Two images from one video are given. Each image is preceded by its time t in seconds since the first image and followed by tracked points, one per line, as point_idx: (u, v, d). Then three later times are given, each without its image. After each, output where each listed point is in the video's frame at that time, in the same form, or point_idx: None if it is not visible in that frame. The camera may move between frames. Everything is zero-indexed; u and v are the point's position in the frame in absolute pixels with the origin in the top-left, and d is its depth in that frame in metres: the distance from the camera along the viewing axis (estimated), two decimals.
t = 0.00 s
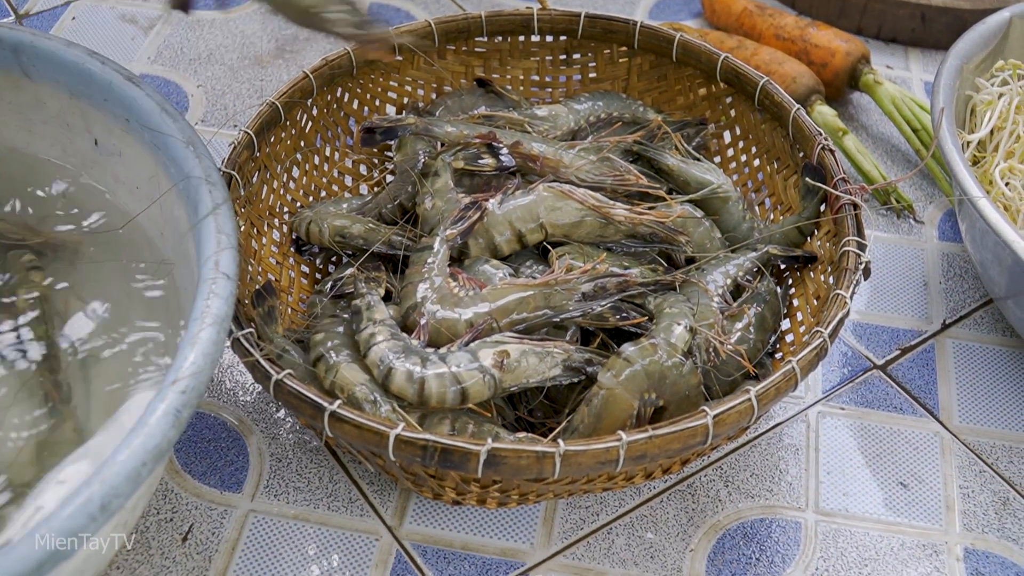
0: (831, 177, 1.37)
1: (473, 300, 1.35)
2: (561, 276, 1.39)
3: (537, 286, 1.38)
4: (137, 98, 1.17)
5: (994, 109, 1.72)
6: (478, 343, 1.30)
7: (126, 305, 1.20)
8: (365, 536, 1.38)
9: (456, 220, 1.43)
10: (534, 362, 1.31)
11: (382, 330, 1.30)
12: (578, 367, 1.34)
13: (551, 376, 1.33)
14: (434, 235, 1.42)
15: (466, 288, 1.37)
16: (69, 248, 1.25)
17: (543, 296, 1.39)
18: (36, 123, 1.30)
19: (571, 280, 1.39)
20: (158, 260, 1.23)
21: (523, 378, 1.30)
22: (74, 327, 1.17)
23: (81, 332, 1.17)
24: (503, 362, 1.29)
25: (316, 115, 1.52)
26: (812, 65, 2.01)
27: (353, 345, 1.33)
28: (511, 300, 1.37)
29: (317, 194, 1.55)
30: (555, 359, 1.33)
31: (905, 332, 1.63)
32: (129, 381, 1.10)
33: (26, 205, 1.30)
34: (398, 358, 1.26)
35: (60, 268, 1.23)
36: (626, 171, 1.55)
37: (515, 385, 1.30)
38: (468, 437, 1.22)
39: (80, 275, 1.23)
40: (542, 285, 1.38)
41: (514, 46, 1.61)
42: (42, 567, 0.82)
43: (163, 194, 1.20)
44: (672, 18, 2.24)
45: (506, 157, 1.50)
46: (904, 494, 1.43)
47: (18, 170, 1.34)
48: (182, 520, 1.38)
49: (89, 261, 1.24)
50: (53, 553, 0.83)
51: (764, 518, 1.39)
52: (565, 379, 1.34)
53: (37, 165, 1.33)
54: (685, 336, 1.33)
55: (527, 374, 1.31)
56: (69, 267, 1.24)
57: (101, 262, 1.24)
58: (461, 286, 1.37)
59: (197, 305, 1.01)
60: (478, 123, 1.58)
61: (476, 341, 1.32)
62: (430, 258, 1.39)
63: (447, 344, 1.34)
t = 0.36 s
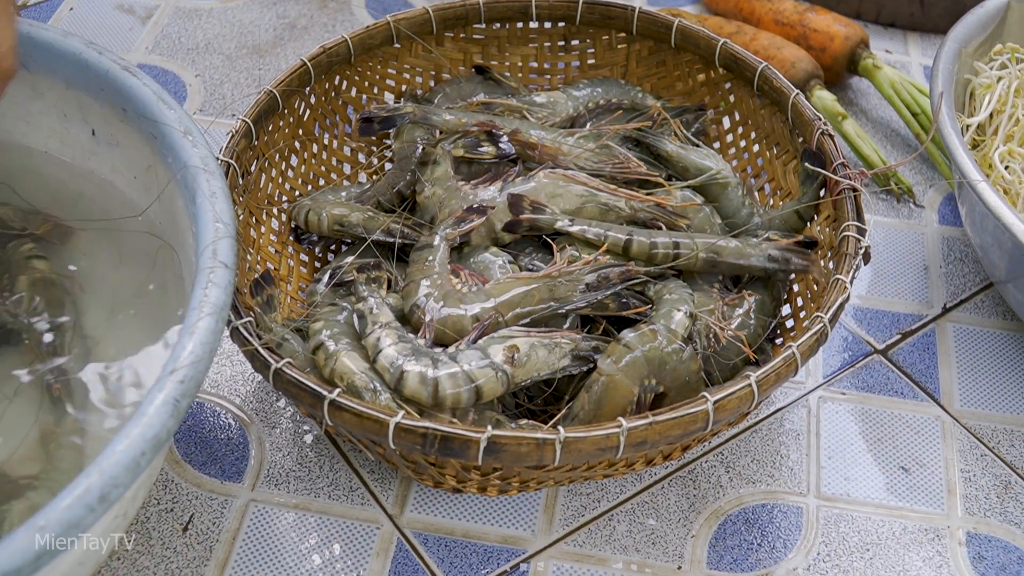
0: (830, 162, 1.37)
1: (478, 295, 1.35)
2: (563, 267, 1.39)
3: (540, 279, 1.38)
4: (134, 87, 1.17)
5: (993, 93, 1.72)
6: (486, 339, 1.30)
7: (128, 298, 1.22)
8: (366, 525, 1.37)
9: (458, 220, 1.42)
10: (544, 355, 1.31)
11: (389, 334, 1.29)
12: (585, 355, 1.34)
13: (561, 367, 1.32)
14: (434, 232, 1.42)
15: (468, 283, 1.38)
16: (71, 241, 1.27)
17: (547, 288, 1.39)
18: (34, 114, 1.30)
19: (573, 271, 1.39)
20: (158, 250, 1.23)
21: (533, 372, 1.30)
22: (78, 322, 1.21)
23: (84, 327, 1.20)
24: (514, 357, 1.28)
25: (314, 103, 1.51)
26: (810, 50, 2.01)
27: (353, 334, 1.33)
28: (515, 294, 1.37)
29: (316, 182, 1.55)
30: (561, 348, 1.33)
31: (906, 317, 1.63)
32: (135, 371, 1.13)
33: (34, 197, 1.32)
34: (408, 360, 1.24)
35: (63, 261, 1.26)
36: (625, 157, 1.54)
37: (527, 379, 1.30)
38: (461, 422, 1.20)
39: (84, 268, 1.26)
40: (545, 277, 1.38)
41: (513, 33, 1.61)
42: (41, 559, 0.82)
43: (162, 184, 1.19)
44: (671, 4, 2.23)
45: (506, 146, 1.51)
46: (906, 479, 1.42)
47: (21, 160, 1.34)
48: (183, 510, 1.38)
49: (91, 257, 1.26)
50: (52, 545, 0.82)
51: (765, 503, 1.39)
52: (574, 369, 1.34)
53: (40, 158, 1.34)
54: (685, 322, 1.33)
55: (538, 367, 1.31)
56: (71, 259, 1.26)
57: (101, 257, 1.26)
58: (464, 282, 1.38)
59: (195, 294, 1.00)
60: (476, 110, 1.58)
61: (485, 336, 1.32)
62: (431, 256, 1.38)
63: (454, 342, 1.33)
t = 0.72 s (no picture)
0: (834, 154, 1.36)
1: (482, 289, 1.35)
2: (568, 262, 1.39)
3: (545, 272, 1.38)
4: (138, 82, 1.17)
5: (996, 85, 1.72)
6: (491, 333, 1.30)
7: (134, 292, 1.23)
8: (371, 519, 1.37)
9: (462, 214, 1.41)
10: (549, 348, 1.31)
11: (394, 329, 1.29)
12: (591, 348, 1.34)
13: (566, 360, 1.32)
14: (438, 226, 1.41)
15: (474, 278, 1.37)
16: (75, 234, 1.29)
17: (552, 282, 1.38)
18: (36, 109, 1.29)
19: (578, 264, 1.39)
20: (162, 245, 1.23)
21: (538, 365, 1.30)
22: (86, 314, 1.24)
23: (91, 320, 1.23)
24: (519, 351, 1.28)
25: (317, 97, 1.51)
26: (814, 42, 2.00)
27: (358, 328, 1.34)
28: (520, 288, 1.36)
29: (320, 176, 1.55)
30: (567, 341, 1.33)
31: (910, 309, 1.63)
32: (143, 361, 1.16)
33: (35, 192, 1.32)
34: (414, 355, 1.24)
35: (70, 253, 1.28)
36: (629, 150, 1.54)
37: (532, 372, 1.30)
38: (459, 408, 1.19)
39: (88, 262, 1.28)
40: (550, 270, 1.38)
41: (516, 26, 1.60)
42: (46, 555, 0.82)
43: (166, 180, 1.19)
44: None
45: (510, 138, 1.52)
46: (910, 471, 1.42)
47: (22, 154, 1.34)
48: (188, 504, 1.38)
49: (96, 251, 1.28)
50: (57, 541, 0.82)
51: (770, 496, 1.39)
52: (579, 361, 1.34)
53: (40, 151, 1.33)
54: (690, 314, 1.33)
55: (543, 361, 1.31)
56: (75, 251, 1.28)
57: (107, 251, 1.28)
58: (469, 276, 1.37)
59: (200, 288, 1.00)
60: (480, 103, 1.57)
61: (489, 331, 1.31)
62: (435, 250, 1.38)
63: (459, 336, 1.33)
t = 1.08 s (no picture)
0: (838, 155, 1.36)
1: (487, 288, 1.35)
2: (572, 261, 1.38)
3: (549, 271, 1.38)
4: (142, 80, 1.16)
5: (999, 86, 1.72)
6: (496, 332, 1.30)
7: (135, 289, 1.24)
8: (374, 518, 1.37)
9: (466, 213, 1.41)
10: (553, 347, 1.31)
11: (399, 328, 1.29)
12: (595, 347, 1.34)
13: (570, 360, 1.32)
14: (443, 225, 1.41)
15: (478, 277, 1.37)
16: (81, 233, 1.30)
17: (556, 281, 1.38)
18: (40, 106, 1.29)
19: (582, 264, 1.39)
20: (167, 244, 1.23)
21: (542, 365, 1.30)
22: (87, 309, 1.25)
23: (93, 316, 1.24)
24: (523, 350, 1.28)
25: (322, 95, 1.51)
26: (817, 42, 2.00)
27: (362, 326, 1.34)
28: (524, 287, 1.36)
29: (324, 174, 1.55)
30: (572, 341, 1.33)
31: (913, 309, 1.63)
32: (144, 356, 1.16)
33: (42, 189, 1.33)
34: (418, 354, 1.24)
35: (75, 251, 1.30)
36: (633, 149, 1.54)
37: (536, 372, 1.30)
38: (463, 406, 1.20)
39: (92, 259, 1.29)
40: (554, 269, 1.38)
41: (520, 25, 1.60)
42: (48, 554, 0.82)
43: (171, 178, 1.19)
44: None
45: (514, 137, 1.52)
46: (913, 471, 1.43)
47: (26, 150, 1.34)
48: (191, 502, 1.38)
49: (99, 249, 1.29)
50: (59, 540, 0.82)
51: (773, 495, 1.39)
52: (583, 361, 1.34)
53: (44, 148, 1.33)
54: (693, 314, 1.33)
55: (547, 360, 1.31)
56: (82, 250, 1.30)
57: (110, 248, 1.28)
58: (473, 275, 1.37)
59: (204, 286, 1.00)
60: (484, 102, 1.57)
61: (493, 330, 1.32)
62: (439, 249, 1.38)
63: (462, 335, 1.33)
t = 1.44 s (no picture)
0: (837, 156, 1.37)
1: (488, 291, 1.36)
2: (572, 263, 1.39)
3: (550, 274, 1.38)
4: (142, 84, 1.17)
5: (998, 86, 1.72)
6: (497, 334, 1.31)
7: (136, 292, 1.24)
8: (376, 520, 1.38)
9: (467, 215, 1.42)
10: (554, 349, 1.31)
11: (400, 331, 1.29)
12: (595, 349, 1.34)
13: (571, 362, 1.33)
14: (444, 228, 1.42)
15: (479, 279, 1.37)
16: (81, 238, 1.30)
17: (557, 283, 1.39)
18: (41, 111, 1.29)
19: (583, 265, 1.39)
20: (167, 247, 1.23)
21: (543, 366, 1.30)
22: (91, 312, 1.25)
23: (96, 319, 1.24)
24: (524, 352, 1.29)
25: (322, 99, 1.51)
26: (816, 44, 2.01)
27: (363, 329, 1.34)
28: (525, 289, 1.37)
29: (324, 178, 1.55)
30: (573, 343, 1.33)
31: (912, 309, 1.63)
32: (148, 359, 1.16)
33: (42, 196, 1.34)
34: (419, 356, 1.25)
35: (77, 257, 1.30)
36: (633, 152, 1.55)
37: (537, 374, 1.30)
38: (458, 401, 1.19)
39: (94, 264, 1.29)
40: (555, 272, 1.39)
41: (519, 28, 1.61)
42: (53, 556, 0.82)
43: (171, 182, 1.19)
44: None
45: (514, 140, 1.52)
46: (913, 471, 1.43)
47: (27, 155, 1.35)
48: (193, 505, 1.38)
49: (101, 252, 1.29)
50: (63, 543, 0.83)
51: (775, 496, 1.40)
52: (583, 362, 1.34)
53: (45, 152, 1.33)
54: (694, 315, 1.33)
55: (548, 362, 1.31)
56: (82, 255, 1.30)
57: (110, 252, 1.28)
58: (474, 277, 1.37)
59: (205, 289, 1.00)
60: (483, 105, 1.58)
61: (493, 333, 1.32)
62: (440, 252, 1.39)
63: (463, 337, 1.34)
